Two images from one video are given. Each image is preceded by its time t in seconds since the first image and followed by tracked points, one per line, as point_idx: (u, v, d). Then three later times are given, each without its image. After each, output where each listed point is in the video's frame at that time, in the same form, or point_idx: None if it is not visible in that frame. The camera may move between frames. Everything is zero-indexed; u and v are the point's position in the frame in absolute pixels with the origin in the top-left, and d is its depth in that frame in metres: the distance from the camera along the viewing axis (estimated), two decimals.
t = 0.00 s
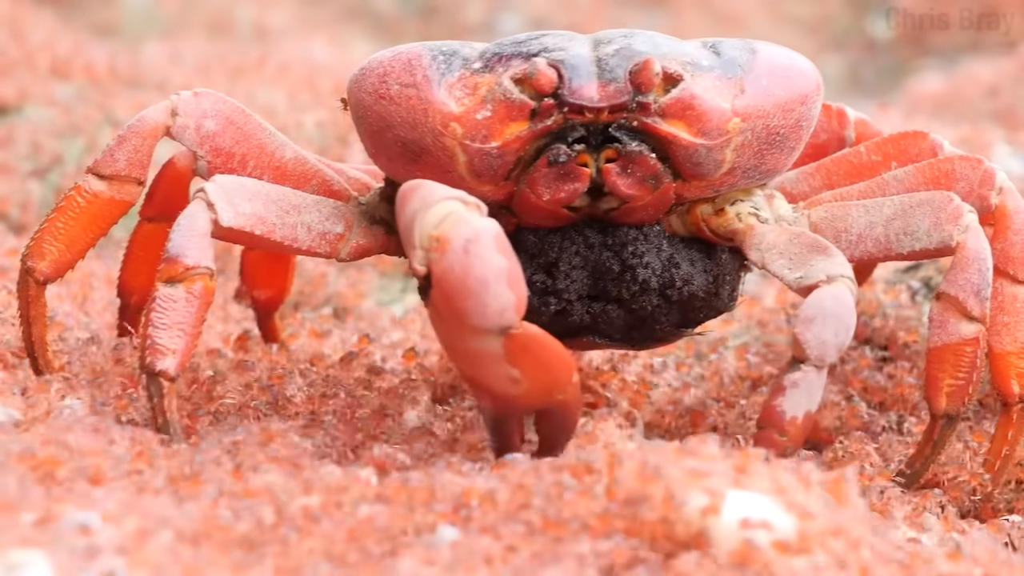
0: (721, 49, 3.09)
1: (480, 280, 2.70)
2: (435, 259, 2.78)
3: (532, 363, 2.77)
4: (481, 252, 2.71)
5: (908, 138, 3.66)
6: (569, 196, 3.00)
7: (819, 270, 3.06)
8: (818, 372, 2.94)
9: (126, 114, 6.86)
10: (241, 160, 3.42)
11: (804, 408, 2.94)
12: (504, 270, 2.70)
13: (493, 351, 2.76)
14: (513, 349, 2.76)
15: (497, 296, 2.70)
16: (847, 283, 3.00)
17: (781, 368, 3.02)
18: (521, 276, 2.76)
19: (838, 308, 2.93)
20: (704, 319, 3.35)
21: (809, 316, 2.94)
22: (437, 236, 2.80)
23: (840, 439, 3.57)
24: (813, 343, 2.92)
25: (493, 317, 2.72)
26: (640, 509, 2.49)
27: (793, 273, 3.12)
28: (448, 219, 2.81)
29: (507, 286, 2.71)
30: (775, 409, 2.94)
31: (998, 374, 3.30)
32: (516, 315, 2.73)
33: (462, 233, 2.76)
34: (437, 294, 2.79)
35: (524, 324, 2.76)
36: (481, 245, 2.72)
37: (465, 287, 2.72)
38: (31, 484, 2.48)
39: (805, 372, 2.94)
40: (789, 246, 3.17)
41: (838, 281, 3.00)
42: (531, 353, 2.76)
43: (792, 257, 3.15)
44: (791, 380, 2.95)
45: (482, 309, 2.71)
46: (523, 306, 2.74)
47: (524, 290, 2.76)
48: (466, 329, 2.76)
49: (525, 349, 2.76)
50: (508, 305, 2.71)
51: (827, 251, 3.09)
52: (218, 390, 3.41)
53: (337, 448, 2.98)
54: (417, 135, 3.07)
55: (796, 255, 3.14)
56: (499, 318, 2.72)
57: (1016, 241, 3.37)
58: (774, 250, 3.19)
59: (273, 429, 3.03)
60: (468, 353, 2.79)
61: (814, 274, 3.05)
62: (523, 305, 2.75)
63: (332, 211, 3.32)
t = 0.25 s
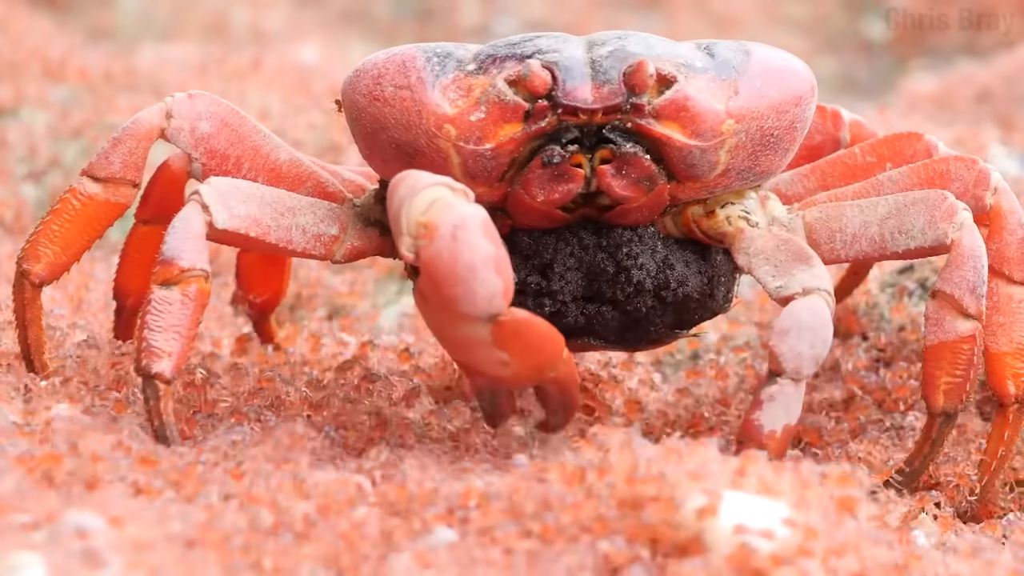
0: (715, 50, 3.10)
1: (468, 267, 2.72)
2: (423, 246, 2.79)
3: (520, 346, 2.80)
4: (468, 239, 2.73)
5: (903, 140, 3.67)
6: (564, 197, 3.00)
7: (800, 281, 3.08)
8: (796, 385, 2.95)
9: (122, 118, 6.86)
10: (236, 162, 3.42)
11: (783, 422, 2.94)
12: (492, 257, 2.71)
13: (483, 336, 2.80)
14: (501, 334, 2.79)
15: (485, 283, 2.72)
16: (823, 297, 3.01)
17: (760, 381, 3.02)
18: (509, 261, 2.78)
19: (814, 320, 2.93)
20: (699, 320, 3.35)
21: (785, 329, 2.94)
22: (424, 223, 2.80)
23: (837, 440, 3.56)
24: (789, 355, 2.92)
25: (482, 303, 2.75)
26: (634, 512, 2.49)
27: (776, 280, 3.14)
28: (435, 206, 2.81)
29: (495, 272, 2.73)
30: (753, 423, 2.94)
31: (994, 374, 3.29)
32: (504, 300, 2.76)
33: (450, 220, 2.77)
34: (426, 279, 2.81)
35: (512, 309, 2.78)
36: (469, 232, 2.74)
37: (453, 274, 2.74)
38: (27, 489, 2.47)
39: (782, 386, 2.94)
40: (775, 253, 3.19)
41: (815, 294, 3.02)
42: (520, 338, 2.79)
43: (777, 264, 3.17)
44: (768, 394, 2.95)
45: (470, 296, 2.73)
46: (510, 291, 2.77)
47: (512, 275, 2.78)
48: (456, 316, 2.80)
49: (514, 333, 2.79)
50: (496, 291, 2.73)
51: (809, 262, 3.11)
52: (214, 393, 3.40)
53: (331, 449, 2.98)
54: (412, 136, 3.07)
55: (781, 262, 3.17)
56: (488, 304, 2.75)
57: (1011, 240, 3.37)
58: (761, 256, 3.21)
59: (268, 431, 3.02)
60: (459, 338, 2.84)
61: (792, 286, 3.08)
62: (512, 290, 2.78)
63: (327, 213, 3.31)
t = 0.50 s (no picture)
0: (702, 56, 3.10)
1: (454, 279, 2.70)
2: (408, 257, 2.77)
3: (504, 355, 2.80)
4: (455, 250, 2.71)
5: (889, 145, 3.68)
6: (549, 201, 3.00)
7: (803, 282, 3.06)
8: (805, 387, 2.93)
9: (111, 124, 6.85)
10: (222, 167, 3.42)
11: (793, 423, 2.92)
12: (478, 268, 2.70)
13: (466, 345, 2.79)
14: (484, 343, 2.78)
15: (470, 293, 2.71)
16: (830, 298, 2.99)
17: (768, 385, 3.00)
18: (494, 272, 2.76)
19: (823, 322, 2.92)
20: (686, 325, 3.35)
21: (794, 331, 2.92)
22: (410, 233, 2.77)
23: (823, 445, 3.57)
24: (799, 358, 2.90)
25: (467, 313, 2.73)
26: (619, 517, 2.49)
27: (776, 283, 3.12)
28: (420, 216, 2.78)
29: (480, 283, 2.72)
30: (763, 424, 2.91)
31: (981, 378, 3.29)
32: (489, 310, 2.75)
33: (436, 230, 2.75)
34: (410, 289, 2.79)
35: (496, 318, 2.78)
36: (455, 243, 2.72)
37: (438, 285, 2.72)
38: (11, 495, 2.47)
39: (792, 388, 2.92)
40: (771, 256, 3.18)
41: (821, 296, 2.99)
42: (503, 347, 2.79)
43: (774, 267, 3.16)
44: (778, 396, 2.93)
45: (456, 307, 2.72)
46: (495, 301, 2.76)
47: (497, 285, 2.77)
48: (439, 325, 2.78)
49: (497, 341, 2.78)
50: (481, 301, 2.72)
51: (810, 264, 3.09)
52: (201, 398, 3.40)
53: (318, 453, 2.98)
54: (398, 142, 3.07)
55: (778, 265, 3.15)
56: (473, 314, 2.74)
57: (997, 245, 3.38)
58: (756, 259, 3.20)
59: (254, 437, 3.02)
60: (442, 346, 2.82)
61: (797, 288, 3.05)
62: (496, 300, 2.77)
63: (314, 218, 3.31)
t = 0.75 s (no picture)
0: (690, 60, 3.11)
1: (450, 296, 2.73)
2: (403, 272, 2.78)
3: (485, 369, 2.82)
4: (452, 268, 2.73)
5: (878, 149, 3.67)
6: (540, 206, 3.00)
7: (809, 278, 3.07)
8: (818, 379, 2.95)
9: (100, 130, 6.84)
10: (211, 172, 3.41)
11: (808, 416, 2.95)
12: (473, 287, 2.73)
13: (451, 358, 2.81)
14: (469, 359, 2.81)
15: (464, 310, 2.75)
16: (841, 290, 3.00)
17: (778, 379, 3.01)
18: (484, 288, 2.80)
19: (838, 316, 2.94)
20: (674, 330, 3.36)
21: (810, 326, 2.93)
22: (406, 248, 2.78)
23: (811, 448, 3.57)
24: (816, 352, 2.91)
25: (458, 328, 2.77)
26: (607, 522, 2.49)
27: (782, 281, 3.14)
28: (416, 231, 2.79)
29: (473, 300, 2.75)
30: (781, 418, 2.95)
31: (970, 383, 3.28)
32: (478, 326, 2.79)
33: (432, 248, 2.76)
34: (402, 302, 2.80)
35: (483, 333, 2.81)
36: (451, 261, 2.73)
37: (433, 301, 2.74)
38: None
39: (808, 381, 2.93)
40: (771, 255, 3.20)
41: (833, 289, 3.00)
42: (487, 364, 2.82)
43: (775, 266, 3.18)
44: (795, 391, 2.93)
45: (449, 322, 2.75)
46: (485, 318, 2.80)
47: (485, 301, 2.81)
48: (429, 337, 2.80)
49: (480, 356, 2.81)
50: (473, 318, 2.76)
51: (814, 260, 3.10)
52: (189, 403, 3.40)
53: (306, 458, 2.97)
54: (386, 147, 3.07)
55: (779, 263, 3.18)
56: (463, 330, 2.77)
57: (985, 249, 3.38)
58: (756, 259, 3.22)
59: (242, 441, 3.02)
60: (426, 357, 2.84)
61: (807, 283, 3.06)
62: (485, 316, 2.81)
63: (302, 224, 3.31)
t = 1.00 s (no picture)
0: (680, 67, 3.11)
1: (463, 338, 2.74)
2: (416, 315, 2.79)
3: (493, 404, 2.83)
4: (466, 312, 2.75)
5: (867, 155, 3.67)
6: (532, 214, 3.00)
7: (812, 275, 3.07)
8: (831, 375, 2.97)
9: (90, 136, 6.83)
10: (200, 180, 3.40)
11: (824, 412, 2.97)
12: (485, 328, 2.75)
13: (459, 395, 2.81)
14: (477, 394, 2.81)
15: (476, 352, 2.76)
16: (846, 286, 3.01)
17: (789, 375, 3.02)
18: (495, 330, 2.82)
19: (847, 312, 2.95)
20: (664, 337, 3.36)
21: (821, 322, 2.93)
22: (420, 292, 2.80)
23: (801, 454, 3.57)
24: (830, 348, 2.92)
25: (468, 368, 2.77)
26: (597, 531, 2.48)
27: (784, 282, 3.13)
28: (431, 274, 2.82)
29: (484, 341, 2.77)
30: (798, 415, 2.96)
31: (959, 390, 3.29)
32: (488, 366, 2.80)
33: (446, 291, 2.77)
34: (414, 343, 2.80)
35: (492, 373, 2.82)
36: (465, 304, 2.75)
37: (446, 343, 2.75)
38: None
39: (824, 378, 2.95)
40: (767, 258, 3.22)
41: (838, 285, 3.01)
42: (494, 399, 2.82)
43: (773, 267, 3.19)
44: (809, 388, 2.95)
45: (460, 364, 2.76)
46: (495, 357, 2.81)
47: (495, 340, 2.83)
48: (438, 375, 2.80)
49: (489, 391, 2.82)
50: (484, 358, 2.77)
51: (813, 259, 3.11)
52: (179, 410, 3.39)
53: (296, 465, 2.96)
54: (377, 154, 3.06)
55: (777, 264, 3.18)
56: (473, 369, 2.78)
57: (975, 256, 3.38)
58: (753, 262, 3.23)
59: (231, 448, 3.01)
60: (434, 395, 2.83)
61: (812, 280, 3.05)
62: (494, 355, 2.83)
63: (292, 230, 3.31)
